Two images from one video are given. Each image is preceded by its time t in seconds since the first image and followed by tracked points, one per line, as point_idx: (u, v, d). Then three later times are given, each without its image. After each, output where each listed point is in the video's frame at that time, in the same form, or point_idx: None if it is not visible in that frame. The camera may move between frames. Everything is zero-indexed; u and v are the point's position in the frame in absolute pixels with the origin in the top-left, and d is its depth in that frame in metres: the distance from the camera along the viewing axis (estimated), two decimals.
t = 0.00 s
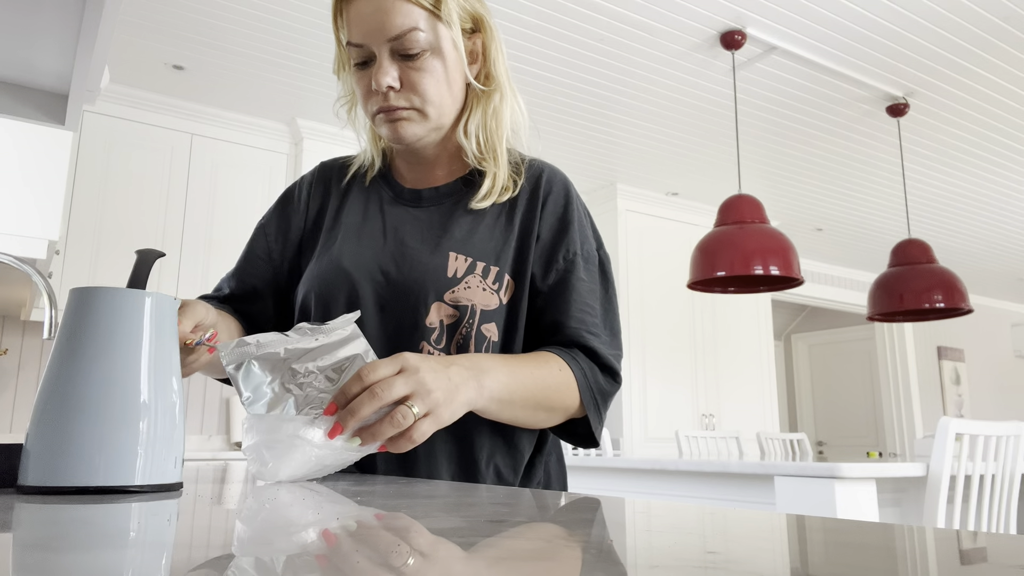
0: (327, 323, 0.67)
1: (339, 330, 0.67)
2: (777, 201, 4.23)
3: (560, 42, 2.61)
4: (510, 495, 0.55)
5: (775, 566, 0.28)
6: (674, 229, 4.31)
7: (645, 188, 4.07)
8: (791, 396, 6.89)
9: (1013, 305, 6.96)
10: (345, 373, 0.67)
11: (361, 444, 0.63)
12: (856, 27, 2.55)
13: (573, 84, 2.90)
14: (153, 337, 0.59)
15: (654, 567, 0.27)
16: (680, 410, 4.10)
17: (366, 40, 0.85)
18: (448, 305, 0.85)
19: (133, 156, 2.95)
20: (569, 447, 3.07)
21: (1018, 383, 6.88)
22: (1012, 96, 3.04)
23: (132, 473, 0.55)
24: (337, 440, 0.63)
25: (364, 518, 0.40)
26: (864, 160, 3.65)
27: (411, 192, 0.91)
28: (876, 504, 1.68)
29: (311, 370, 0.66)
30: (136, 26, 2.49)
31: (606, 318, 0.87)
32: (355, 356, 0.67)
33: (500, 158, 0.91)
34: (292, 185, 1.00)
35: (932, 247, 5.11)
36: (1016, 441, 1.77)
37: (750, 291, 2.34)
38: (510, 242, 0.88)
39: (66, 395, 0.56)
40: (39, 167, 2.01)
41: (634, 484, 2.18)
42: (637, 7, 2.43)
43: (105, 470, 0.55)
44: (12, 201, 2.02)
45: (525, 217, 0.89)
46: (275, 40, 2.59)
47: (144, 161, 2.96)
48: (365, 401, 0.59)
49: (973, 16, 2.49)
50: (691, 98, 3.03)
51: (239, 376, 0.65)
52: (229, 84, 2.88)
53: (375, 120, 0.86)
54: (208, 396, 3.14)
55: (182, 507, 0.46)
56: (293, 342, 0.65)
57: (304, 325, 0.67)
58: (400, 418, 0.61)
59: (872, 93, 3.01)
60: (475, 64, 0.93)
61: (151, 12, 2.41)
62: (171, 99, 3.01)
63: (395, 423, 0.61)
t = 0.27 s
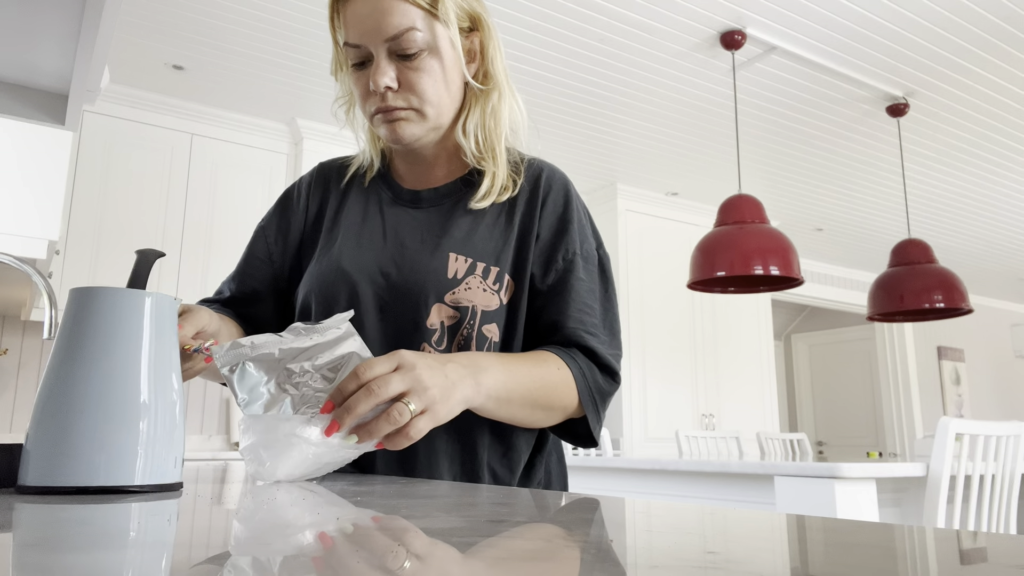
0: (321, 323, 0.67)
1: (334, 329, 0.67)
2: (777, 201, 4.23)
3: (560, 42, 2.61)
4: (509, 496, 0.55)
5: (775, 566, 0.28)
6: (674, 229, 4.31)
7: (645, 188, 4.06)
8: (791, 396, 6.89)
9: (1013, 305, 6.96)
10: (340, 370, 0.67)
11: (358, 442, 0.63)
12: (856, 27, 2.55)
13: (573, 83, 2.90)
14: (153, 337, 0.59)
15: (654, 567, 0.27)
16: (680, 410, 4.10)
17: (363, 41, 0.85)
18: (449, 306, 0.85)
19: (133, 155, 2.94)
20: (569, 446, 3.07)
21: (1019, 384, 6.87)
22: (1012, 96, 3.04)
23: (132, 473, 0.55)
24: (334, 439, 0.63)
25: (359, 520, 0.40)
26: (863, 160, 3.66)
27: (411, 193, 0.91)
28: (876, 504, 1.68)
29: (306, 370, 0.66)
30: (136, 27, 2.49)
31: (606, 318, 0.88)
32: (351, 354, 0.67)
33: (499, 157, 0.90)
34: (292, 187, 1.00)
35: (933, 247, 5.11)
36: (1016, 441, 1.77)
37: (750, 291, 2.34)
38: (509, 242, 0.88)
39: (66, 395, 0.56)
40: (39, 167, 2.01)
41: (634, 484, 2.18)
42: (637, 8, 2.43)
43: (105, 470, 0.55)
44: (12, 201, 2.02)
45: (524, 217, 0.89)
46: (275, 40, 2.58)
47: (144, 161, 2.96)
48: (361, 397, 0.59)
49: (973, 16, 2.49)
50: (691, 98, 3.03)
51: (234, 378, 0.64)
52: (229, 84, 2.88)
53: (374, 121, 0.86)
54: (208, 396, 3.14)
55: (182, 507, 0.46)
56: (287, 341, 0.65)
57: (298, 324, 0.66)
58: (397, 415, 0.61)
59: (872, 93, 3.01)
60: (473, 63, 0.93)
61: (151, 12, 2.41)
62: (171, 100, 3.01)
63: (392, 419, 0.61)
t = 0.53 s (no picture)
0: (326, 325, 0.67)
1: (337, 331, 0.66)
2: (777, 201, 4.23)
3: (560, 41, 2.61)
4: (509, 496, 0.55)
5: (775, 566, 0.28)
6: (674, 229, 4.31)
7: (645, 188, 4.06)
8: (791, 396, 6.89)
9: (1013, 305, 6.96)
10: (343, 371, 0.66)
11: (354, 443, 0.63)
12: (857, 26, 2.55)
13: (572, 84, 2.90)
14: (153, 337, 0.59)
15: (653, 567, 0.27)
16: (680, 410, 4.10)
17: (358, 43, 0.85)
18: (448, 307, 0.85)
19: (133, 155, 2.94)
20: (569, 446, 3.07)
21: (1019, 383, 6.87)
22: (1012, 96, 3.04)
23: (132, 473, 0.55)
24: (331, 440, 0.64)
25: (358, 519, 0.40)
26: (863, 160, 3.66)
27: (410, 194, 0.91)
28: (876, 504, 1.68)
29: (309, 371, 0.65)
30: (136, 26, 2.49)
31: (605, 319, 0.87)
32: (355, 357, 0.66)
33: (496, 157, 0.90)
34: (292, 189, 1.00)
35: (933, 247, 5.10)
36: (1016, 441, 1.77)
37: (750, 291, 2.34)
38: (508, 243, 0.88)
39: (66, 395, 0.56)
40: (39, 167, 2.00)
41: (634, 484, 2.18)
42: (637, 7, 2.43)
43: (105, 470, 0.55)
44: (12, 201, 2.02)
45: (523, 217, 0.89)
46: (275, 40, 2.58)
47: (144, 161, 2.96)
48: (359, 399, 0.59)
49: (974, 16, 2.49)
50: (691, 98, 3.03)
51: (236, 376, 0.64)
52: (229, 84, 2.88)
53: (370, 123, 0.86)
54: (208, 396, 3.14)
55: (181, 507, 0.47)
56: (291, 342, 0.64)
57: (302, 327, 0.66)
58: (394, 418, 0.61)
59: (873, 93, 3.01)
60: (470, 63, 0.93)
61: (150, 12, 2.41)
62: (171, 99, 3.01)
63: (389, 422, 0.61)
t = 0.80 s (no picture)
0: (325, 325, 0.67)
1: (337, 331, 0.66)
2: (777, 202, 4.23)
3: (560, 42, 2.61)
4: (509, 495, 0.55)
5: (775, 566, 0.28)
6: (673, 229, 4.31)
7: (645, 188, 4.07)
8: (791, 396, 6.89)
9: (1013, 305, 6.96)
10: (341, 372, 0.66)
11: (355, 445, 0.63)
12: (856, 27, 2.55)
13: (572, 84, 2.90)
14: (153, 337, 0.59)
15: (654, 567, 0.27)
16: (680, 410, 4.10)
17: (357, 44, 0.85)
18: (447, 308, 0.85)
19: (133, 155, 2.94)
20: (569, 446, 3.07)
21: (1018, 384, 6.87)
22: (1012, 96, 3.03)
23: (132, 473, 0.55)
24: (331, 442, 0.63)
25: (358, 517, 0.40)
26: (863, 160, 3.66)
27: (410, 195, 0.91)
28: (876, 504, 1.68)
29: (308, 372, 0.66)
30: (136, 26, 2.49)
31: (605, 318, 0.88)
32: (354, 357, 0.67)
33: (496, 157, 0.90)
34: (291, 190, 1.00)
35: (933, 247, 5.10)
36: (1016, 441, 1.77)
37: (750, 291, 2.34)
38: (508, 243, 0.88)
39: (67, 395, 0.55)
40: (39, 166, 2.00)
41: (634, 484, 2.18)
42: (637, 8, 2.43)
43: (105, 470, 0.55)
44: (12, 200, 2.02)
45: (523, 217, 0.89)
46: (276, 40, 2.58)
47: (144, 161, 2.96)
48: (360, 402, 0.59)
49: (974, 16, 2.49)
50: (691, 98, 3.03)
51: (235, 376, 0.64)
52: (229, 84, 2.88)
53: (369, 124, 0.86)
54: (208, 396, 3.14)
55: (182, 507, 0.46)
56: (290, 341, 0.65)
57: (302, 325, 0.66)
58: (395, 420, 0.61)
59: (873, 93, 3.01)
60: (468, 63, 0.93)
61: (150, 12, 2.41)
62: (171, 99, 3.01)
63: (390, 424, 0.61)
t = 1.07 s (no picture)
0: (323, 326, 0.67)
1: (336, 332, 0.67)
2: (777, 201, 4.23)
3: (560, 42, 2.61)
4: (509, 495, 0.55)
5: (776, 566, 0.28)
6: (674, 229, 4.31)
7: (645, 188, 4.07)
8: (791, 396, 6.89)
9: (1013, 305, 6.96)
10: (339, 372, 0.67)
11: (355, 444, 0.63)
12: (856, 26, 2.54)
13: (572, 83, 2.90)
14: (153, 337, 0.59)
15: (655, 567, 0.27)
16: (680, 410, 4.10)
17: (356, 45, 0.85)
18: (448, 307, 0.85)
19: (133, 155, 2.95)
20: (569, 446, 3.07)
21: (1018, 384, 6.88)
22: (1012, 96, 3.04)
23: (132, 473, 0.55)
24: (331, 442, 0.63)
25: (358, 517, 0.40)
26: (863, 160, 3.66)
27: (410, 195, 0.91)
28: (876, 504, 1.68)
29: (308, 372, 0.66)
30: (137, 26, 2.49)
31: (605, 318, 0.87)
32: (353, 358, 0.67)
33: (495, 157, 0.90)
34: (292, 191, 1.00)
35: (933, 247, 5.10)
36: (1016, 441, 1.77)
37: (750, 291, 2.34)
38: (507, 242, 0.88)
39: (67, 395, 0.56)
40: (39, 166, 2.00)
41: (634, 484, 2.18)
42: (637, 7, 2.43)
43: (105, 470, 0.55)
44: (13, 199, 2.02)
45: (522, 217, 0.89)
46: (276, 40, 2.58)
47: (144, 161, 2.96)
48: (360, 401, 0.59)
49: (974, 16, 2.49)
50: (691, 98, 3.03)
51: (235, 377, 0.64)
52: (229, 84, 2.88)
53: (369, 124, 0.86)
54: (208, 396, 3.14)
55: (182, 506, 0.47)
56: (289, 342, 0.65)
57: (301, 326, 0.66)
58: (395, 419, 0.61)
59: (873, 93, 3.01)
60: (468, 64, 0.92)
61: (150, 12, 2.41)
62: (171, 99, 3.01)
63: (390, 424, 0.61)
